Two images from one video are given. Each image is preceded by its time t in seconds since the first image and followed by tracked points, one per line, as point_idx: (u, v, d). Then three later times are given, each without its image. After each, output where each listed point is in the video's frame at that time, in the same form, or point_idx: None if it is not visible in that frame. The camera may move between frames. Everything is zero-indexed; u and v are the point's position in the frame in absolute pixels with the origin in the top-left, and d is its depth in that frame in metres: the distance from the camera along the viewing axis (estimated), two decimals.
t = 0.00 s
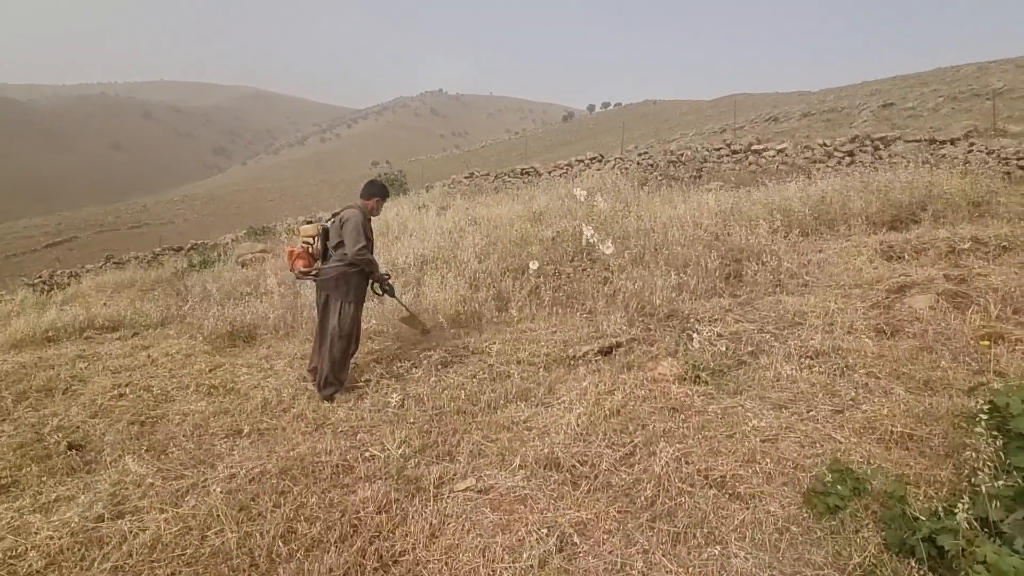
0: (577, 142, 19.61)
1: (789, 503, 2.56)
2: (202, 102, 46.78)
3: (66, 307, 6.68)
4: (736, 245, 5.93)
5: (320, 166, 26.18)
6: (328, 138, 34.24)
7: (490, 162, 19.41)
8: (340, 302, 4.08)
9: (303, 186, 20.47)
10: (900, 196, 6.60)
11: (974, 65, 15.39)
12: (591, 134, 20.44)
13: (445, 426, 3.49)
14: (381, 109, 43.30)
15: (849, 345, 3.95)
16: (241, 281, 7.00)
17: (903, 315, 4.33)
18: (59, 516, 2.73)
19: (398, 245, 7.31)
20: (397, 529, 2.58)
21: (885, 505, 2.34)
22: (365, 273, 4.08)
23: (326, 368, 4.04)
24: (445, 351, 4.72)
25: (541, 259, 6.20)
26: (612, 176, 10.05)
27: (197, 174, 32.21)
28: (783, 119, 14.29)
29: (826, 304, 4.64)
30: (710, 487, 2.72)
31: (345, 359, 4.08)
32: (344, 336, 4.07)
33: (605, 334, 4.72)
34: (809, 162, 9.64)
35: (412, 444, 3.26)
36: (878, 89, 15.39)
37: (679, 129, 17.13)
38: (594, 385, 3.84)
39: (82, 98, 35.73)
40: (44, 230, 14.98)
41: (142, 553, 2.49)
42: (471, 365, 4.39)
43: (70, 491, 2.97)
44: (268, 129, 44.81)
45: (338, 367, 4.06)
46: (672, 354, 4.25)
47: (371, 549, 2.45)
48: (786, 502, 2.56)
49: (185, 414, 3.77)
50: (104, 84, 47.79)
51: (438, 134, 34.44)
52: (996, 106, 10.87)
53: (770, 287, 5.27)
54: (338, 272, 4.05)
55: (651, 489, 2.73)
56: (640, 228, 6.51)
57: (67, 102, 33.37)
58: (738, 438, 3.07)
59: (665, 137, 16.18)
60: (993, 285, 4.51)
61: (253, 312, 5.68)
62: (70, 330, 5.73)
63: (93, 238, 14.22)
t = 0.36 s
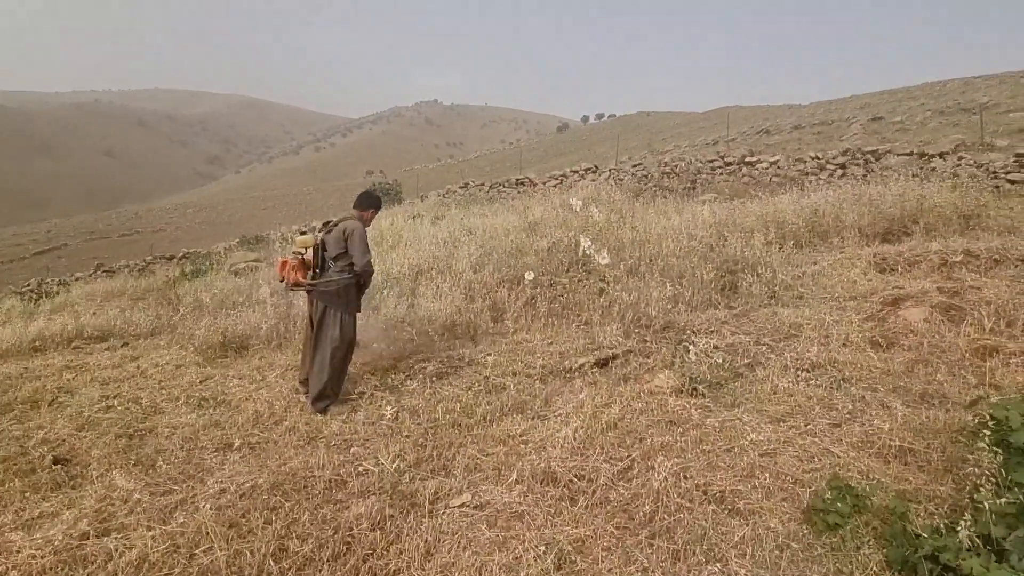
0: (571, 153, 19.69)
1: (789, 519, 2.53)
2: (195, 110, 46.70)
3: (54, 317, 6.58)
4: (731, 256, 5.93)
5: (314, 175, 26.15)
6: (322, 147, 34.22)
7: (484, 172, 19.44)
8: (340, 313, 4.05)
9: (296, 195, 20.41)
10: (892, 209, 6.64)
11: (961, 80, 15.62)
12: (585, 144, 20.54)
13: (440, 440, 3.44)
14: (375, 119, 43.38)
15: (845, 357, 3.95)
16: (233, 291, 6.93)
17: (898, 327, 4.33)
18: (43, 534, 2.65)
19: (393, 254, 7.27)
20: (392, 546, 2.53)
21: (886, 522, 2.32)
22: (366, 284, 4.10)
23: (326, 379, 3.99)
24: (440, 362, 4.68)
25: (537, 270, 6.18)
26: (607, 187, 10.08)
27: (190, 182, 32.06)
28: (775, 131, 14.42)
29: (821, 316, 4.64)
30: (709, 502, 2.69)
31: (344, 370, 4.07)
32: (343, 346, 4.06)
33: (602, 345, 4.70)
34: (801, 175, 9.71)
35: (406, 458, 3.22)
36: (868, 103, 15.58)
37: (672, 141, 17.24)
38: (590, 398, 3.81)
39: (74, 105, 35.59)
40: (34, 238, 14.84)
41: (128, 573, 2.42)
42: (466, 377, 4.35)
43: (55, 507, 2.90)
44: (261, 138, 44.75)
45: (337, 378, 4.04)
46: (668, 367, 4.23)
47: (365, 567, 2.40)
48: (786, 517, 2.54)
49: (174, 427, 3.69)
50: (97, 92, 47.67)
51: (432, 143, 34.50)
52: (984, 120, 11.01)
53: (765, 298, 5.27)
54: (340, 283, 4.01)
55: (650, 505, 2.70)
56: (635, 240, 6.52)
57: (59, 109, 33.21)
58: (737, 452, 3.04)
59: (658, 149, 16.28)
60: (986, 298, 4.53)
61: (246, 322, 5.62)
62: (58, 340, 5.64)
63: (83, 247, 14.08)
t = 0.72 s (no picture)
0: (572, 160, 19.68)
1: (799, 536, 2.45)
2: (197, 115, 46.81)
3: (51, 320, 6.52)
4: (735, 264, 5.87)
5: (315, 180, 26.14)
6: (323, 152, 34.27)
7: (484, 178, 19.43)
8: (335, 317, 3.99)
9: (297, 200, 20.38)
10: (896, 217, 6.59)
11: (961, 90, 15.62)
12: (586, 152, 20.53)
13: (439, 449, 3.37)
14: (376, 125, 43.46)
15: (853, 368, 3.87)
16: (231, 295, 6.86)
17: (905, 337, 4.26)
18: (30, 546, 2.57)
19: (393, 260, 7.21)
20: (389, 561, 2.45)
21: (900, 541, 2.25)
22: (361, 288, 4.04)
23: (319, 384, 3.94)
24: (440, 370, 4.61)
25: (538, 277, 6.11)
26: (608, 194, 10.04)
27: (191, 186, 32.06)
28: (776, 140, 14.40)
29: (827, 325, 4.57)
30: (716, 517, 2.62)
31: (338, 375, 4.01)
32: (338, 351, 4.01)
33: (604, 354, 4.63)
34: (804, 183, 9.67)
35: (405, 469, 3.14)
36: (868, 112, 15.58)
37: (673, 148, 17.23)
38: (593, 408, 3.73)
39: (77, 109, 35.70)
40: (33, 241, 14.80)
41: None
42: (467, 386, 4.28)
43: (43, 517, 2.81)
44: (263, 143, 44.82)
45: (331, 384, 3.99)
46: (672, 376, 4.16)
47: None
48: (795, 534, 2.46)
49: (169, 434, 3.62)
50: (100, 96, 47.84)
51: (433, 149, 34.54)
52: (986, 130, 10.98)
53: (770, 307, 5.20)
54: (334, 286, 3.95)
55: (655, 519, 2.62)
56: (638, 247, 6.46)
57: (61, 113, 33.28)
58: (744, 465, 2.96)
59: (660, 156, 16.27)
60: (994, 308, 4.46)
61: (244, 328, 5.55)
62: (54, 344, 5.58)
63: (82, 250, 14.03)
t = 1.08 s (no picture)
0: (574, 161, 19.65)
1: (802, 543, 2.43)
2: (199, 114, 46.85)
3: (52, 319, 6.50)
4: (737, 267, 5.85)
5: (316, 180, 26.15)
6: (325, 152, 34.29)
7: (486, 179, 19.42)
8: (332, 317, 3.97)
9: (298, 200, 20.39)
10: (900, 220, 6.55)
11: (964, 92, 15.58)
12: (588, 153, 20.50)
13: (440, 452, 3.35)
14: (378, 125, 43.46)
15: (856, 372, 3.85)
16: (233, 295, 6.85)
17: (909, 342, 4.23)
18: (28, 547, 2.55)
19: (394, 261, 7.20)
20: (389, 566, 2.43)
21: (906, 549, 2.22)
22: (357, 287, 4.00)
23: (318, 384, 3.92)
24: (441, 371, 4.59)
25: (540, 279, 6.10)
26: (610, 196, 10.01)
27: (193, 186, 32.07)
28: (778, 142, 14.37)
29: (830, 329, 4.55)
30: (719, 523, 2.60)
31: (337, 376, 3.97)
32: (336, 352, 3.98)
33: (606, 356, 4.61)
34: (806, 186, 9.64)
35: (406, 472, 3.12)
36: (871, 115, 15.55)
37: (675, 150, 17.19)
38: (594, 411, 3.71)
39: (80, 108, 35.75)
40: (35, 239, 14.81)
41: None
42: (468, 387, 4.26)
43: (42, 518, 2.79)
44: (265, 143, 44.86)
45: (330, 384, 3.94)
46: (674, 379, 4.13)
47: None
48: (799, 540, 2.44)
49: (169, 435, 3.60)
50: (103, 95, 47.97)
51: (435, 150, 34.54)
52: (989, 133, 10.94)
53: (772, 310, 5.18)
54: (329, 285, 3.93)
55: (657, 524, 2.60)
56: (640, 249, 6.44)
57: (64, 112, 33.35)
58: (747, 470, 2.94)
59: (662, 158, 16.25)
60: (999, 313, 4.43)
61: (244, 328, 5.54)
62: (55, 343, 5.57)
63: (84, 249, 14.03)
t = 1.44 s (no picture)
0: (582, 163, 19.63)
1: (818, 548, 2.40)
2: (211, 119, 47.31)
3: (68, 322, 6.58)
4: (749, 269, 5.81)
5: (326, 183, 26.30)
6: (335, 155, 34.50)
7: (494, 182, 19.45)
8: (345, 319, 3.99)
9: (308, 203, 20.52)
10: (914, 221, 6.48)
11: (978, 91, 15.39)
12: (596, 155, 20.47)
13: (451, 455, 3.34)
14: (387, 128, 43.66)
15: (871, 375, 3.80)
16: (244, 298, 6.90)
17: (925, 344, 4.17)
18: (45, 549, 2.56)
19: (404, 264, 7.22)
20: (401, 569, 2.43)
21: (925, 555, 2.19)
22: (369, 289, 4.03)
23: (332, 386, 3.94)
24: (451, 374, 4.59)
25: (549, 281, 6.08)
26: (620, 198, 9.99)
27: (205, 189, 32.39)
28: (788, 143, 14.28)
29: (844, 331, 4.50)
30: (733, 527, 2.57)
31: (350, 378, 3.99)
32: (351, 354, 4.01)
33: (617, 359, 4.59)
34: (818, 187, 9.56)
35: (417, 474, 3.13)
36: (883, 114, 15.41)
37: (684, 151, 17.13)
38: (605, 413, 3.70)
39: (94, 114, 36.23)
40: (51, 243, 15.02)
41: None
42: (478, 390, 4.25)
43: (58, 519, 2.81)
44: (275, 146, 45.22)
45: (344, 386, 3.97)
46: (686, 382, 4.11)
47: None
48: (815, 545, 2.41)
49: (182, 437, 3.63)
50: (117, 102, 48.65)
51: (444, 152, 34.63)
52: (1004, 132, 10.80)
53: (785, 312, 5.13)
54: (341, 288, 3.96)
55: (670, 529, 2.58)
56: (651, 251, 6.42)
57: (79, 118, 33.83)
58: (761, 474, 2.91)
59: (671, 159, 16.20)
60: (1017, 315, 4.36)
61: (256, 330, 5.57)
62: (70, 345, 5.63)
63: (98, 252, 14.21)
